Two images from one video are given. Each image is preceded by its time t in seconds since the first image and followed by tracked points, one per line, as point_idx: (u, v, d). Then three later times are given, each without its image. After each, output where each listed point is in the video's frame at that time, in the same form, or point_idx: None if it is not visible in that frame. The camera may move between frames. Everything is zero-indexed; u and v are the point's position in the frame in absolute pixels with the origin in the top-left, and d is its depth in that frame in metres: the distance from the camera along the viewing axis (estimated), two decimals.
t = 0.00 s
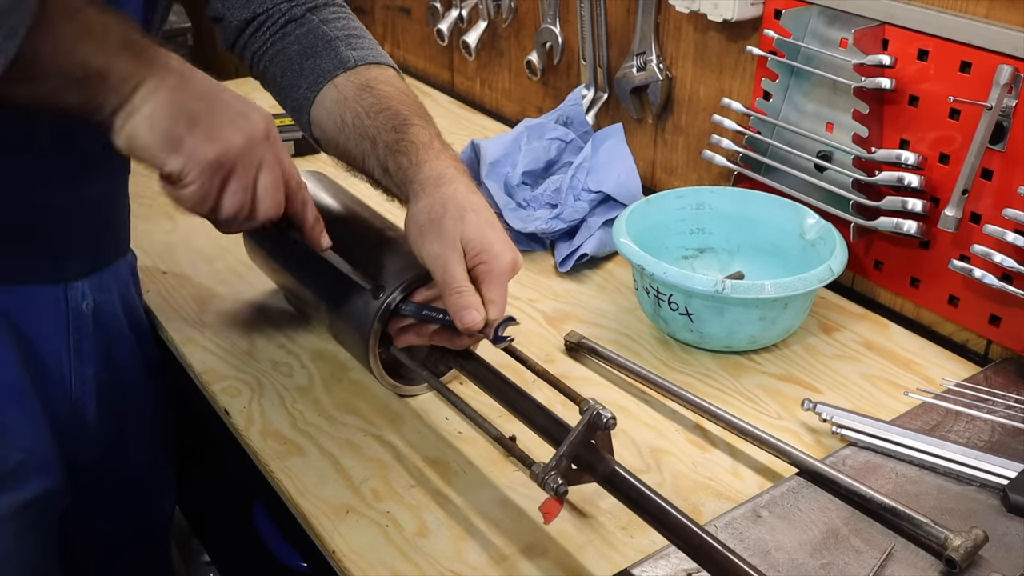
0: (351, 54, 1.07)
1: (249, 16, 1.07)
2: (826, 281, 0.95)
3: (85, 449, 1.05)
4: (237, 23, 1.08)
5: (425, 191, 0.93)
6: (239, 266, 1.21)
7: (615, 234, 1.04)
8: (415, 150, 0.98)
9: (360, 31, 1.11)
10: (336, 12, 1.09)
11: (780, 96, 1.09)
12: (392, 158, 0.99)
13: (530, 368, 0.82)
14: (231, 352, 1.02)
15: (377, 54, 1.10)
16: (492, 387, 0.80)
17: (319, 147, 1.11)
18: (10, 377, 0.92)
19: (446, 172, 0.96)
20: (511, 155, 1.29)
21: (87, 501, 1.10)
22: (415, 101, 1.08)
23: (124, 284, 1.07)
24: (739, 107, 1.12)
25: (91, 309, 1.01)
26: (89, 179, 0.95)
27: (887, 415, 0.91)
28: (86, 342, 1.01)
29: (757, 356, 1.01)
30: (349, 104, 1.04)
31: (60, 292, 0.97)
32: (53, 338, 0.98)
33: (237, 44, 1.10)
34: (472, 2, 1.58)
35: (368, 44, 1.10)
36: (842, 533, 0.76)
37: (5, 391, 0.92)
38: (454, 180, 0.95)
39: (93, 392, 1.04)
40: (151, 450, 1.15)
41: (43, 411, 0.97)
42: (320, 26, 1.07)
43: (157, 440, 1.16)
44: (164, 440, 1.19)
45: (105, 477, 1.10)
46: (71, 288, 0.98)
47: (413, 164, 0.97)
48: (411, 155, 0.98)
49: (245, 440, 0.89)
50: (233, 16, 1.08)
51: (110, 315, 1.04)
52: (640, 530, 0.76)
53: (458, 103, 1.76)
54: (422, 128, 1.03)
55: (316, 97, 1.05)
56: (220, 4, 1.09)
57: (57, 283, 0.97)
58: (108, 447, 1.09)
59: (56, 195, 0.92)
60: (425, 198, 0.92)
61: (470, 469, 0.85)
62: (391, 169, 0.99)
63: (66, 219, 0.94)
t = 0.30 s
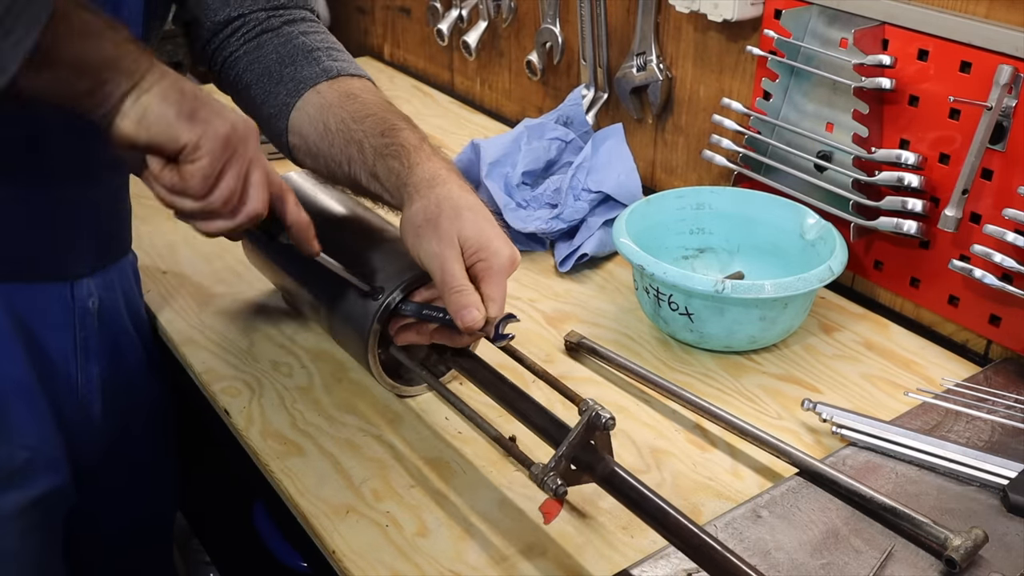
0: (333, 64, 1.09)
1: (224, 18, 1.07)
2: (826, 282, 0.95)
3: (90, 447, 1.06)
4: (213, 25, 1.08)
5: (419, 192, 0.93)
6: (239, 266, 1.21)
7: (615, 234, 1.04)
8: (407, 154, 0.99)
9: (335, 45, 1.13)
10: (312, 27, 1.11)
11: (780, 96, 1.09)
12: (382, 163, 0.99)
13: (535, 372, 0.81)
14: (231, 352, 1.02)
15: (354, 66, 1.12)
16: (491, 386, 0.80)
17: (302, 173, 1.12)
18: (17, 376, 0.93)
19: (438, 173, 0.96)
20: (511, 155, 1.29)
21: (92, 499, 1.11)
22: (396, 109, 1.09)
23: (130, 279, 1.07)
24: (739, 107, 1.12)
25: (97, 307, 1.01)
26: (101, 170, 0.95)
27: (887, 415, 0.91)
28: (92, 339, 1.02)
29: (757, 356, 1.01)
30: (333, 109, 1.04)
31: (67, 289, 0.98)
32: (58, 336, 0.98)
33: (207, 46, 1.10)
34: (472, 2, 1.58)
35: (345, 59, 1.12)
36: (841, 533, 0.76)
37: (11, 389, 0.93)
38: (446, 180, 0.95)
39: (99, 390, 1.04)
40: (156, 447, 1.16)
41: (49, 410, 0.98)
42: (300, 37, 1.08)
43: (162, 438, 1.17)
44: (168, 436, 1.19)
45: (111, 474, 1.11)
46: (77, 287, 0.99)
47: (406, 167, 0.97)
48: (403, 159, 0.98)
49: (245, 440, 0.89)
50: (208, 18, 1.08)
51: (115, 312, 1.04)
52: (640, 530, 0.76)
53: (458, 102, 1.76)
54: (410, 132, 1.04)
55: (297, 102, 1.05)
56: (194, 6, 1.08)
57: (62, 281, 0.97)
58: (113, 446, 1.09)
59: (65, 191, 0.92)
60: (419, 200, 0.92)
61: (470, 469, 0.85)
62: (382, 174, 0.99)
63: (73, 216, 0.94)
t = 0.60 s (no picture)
0: (330, 64, 1.09)
1: (219, 14, 1.09)
2: (826, 281, 0.95)
3: (96, 449, 1.06)
4: (212, 22, 1.09)
5: (419, 195, 0.93)
6: (239, 266, 1.21)
7: (615, 234, 1.04)
8: (405, 157, 0.98)
9: (333, 45, 1.13)
10: (310, 27, 1.12)
11: (780, 96, 1.09)
12: (381, 166, 0.99)
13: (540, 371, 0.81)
14: (231, 352, 1.02)
15: (352, 66, 1.12)
16: (494, 385, 0.80)
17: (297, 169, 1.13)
18: (23, 374, 0.93)
19: (436, 175, 0.96)
20: (511, 155, 1.29)
21: (98, 499, 1.11)
22: (393, 110, 1.09)
23: (131, 278, 1.08)
24: (739, 107, 1.12)
25: (101, 305, 1.02)
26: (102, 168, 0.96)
27: (887, 415, 0.91)
28: (96, 337, 1.02)
29: (757, 356, 1.01)
30: (331, 109, 1.04)
31: (71, 287, 0.98)
32: (64, 333, 0.99)
33: (203, 42, 1.11)
34: (472, 2, 1.58)
35: (343, 59, 1.12)
36: (842, 533, 0.76)
37: (14, 386, 0.93)
38: (444, 182, 0.95)
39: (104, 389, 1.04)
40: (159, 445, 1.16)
41: (55, 409, 0.98)
42: (296, 36, 1.09)
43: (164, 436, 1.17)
44: (171, 435, 1.19)
45: (116, 474, 1.10)
46: (83, 283, 0.99)
47: (405, 170, 0.97)
48: (401, 163, 0.98)
49: (245, 440, 0.89)
50: (204, 14, 1.09)
51: (119, 310, 1.05)
52: (640, 530, 0.76)
53: (458, 103, 1.76)
54: (408, 134, 1.03)
55: (294, 100, 1.06)
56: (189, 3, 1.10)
57: (66, 279, 0.98)
58: (119, 444, 1.09)
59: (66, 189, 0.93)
60: (420, 202, 0.92)
61: (471, 469, 0.85)
62: (380, 177, 0.99)
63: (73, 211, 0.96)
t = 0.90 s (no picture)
0: (328, 60, 1.08)
1: (214, 10, 1.08)
2: (826, 282, 0.95)
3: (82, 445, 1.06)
4: (206, 17, 1.09)
5: (414, 194, 0.93)
6: (239, 266, 1.21)
7: (615, 234, 1.04)
8: (401, 156, 0.99)
9: (332, 39, 1.13)
10: (307, 21, 1.11)
11: (780, 96, 1.09)
12: (378, 165, 0.99)
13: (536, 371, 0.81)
14: (232, 352, 1.03)
15: (350, 61, 1.12)
16: (493, 385, 0.80)
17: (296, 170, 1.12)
18: None
19: (433, 174, 0.96)
20: (511, 155, 1.29)
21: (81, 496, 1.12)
22: (392, 107, 1.09)
23: (121, 274, 1.08)
24: (739, 107, 1.12)
25: (83, 302, 1.02)
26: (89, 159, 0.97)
27: (887, 415, 0.91)
28: (77, 335, 1.02)
29: (757, 356, 1.01)
30: (328, 108, 1.04)
31: (51, 285, 0.99)
32: (43, 332, 0.99)
33: (199, 40, 1.11)
34: (472, 2, 1.58)
35: (342, 53, 1.12)
36: (842, 533, 0.76)
37: None
38: (440, 181, 0.95)
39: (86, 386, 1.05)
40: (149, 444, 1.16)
41: (34, 406, 0.98)
42: (293, 31, 1.08)
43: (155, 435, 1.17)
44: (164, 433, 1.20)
45: (101, 471, 1.11)
46: (62, 283, 1.00)
47: (401, 170, 0.97)
48: (397, 161, 0.98)
49: (245, 440, 0.89)
50: (199, 11, 1.09)
51: (102, 308, 1.05)
52: (640, 530, 0.76)
53: (458, 103, 1.76)
54: (406, 133, 1.03)
55: (293, 99, 1.06)
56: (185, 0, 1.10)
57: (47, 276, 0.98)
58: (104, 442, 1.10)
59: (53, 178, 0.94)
60: (415, 201, 0.93)
61: (470, 469, 0.85)
62: (378, 175, 1.00)
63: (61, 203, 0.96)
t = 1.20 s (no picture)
0: (331, 58, 1.08)
1: (214, 8, 1.09)
2: (826, 282, 0.95)
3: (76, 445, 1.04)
4: (207, 16, 1.09)
5: (422, 194, 0.93)
6: (239, 266, 1.21)
7: (615, 234, 1.04)
8: (408, 156, 0.99)
9: (335, 37, 1.13)
10: (309, 19, 1.11)
11: (780, 96, 1.09)
12: (384, 165, 0.99)
13: (540, 370, 0.81)
14: (232, 352, 1.03)
15: (353, 59, 1.12)
16: (495, 384, 0.80)
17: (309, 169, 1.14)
18: None
19: (440, 174, 0.96)
20: (511, 155, 1.29)
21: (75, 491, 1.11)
22: (396, 105, 1.09)
23: (112, 274, 1.07)
24: (739, 107, 1.12)
25: (74, 301, 1.01)
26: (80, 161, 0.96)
27: (887, 415, 0.91)
28: (69, 334, 1.01)
29: (757, 356, 1.01)
30: (331, 108, 1.04)
31: (41, 283, 0.97)
32: (34, 330, 0.97)
33: (201, 38, 1.11)
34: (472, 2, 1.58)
35: (344, 51, 1.12)
36: (842, 533, 0.76)
37: None
38: (448, 181, 0.96)
39: (79, 386, 1.03)
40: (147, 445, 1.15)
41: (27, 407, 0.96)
42: (295, 29, 1.08)
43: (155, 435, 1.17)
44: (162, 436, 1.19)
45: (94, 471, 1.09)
46: (54, 279, 0.98)
47: (407, 170, 0.98)
48: (403, 162, 0.98)
49: (245, 440, 0.89)
50: (199, 10, 1.09)
51: (93, 305, 1.04)
52: (640, 530, 0.76)
53: (458, 103, 1.76)
54: (412, 133, 1.04)
55: (297, 97, 1.06)
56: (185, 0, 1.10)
57: (35, 275, 0.96)
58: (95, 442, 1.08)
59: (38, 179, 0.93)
60: (422, 201, 0.92)
61: (471, 469, 0.85)
62: (384, 176, 1.00)
63: (46, 205, 0.95)
